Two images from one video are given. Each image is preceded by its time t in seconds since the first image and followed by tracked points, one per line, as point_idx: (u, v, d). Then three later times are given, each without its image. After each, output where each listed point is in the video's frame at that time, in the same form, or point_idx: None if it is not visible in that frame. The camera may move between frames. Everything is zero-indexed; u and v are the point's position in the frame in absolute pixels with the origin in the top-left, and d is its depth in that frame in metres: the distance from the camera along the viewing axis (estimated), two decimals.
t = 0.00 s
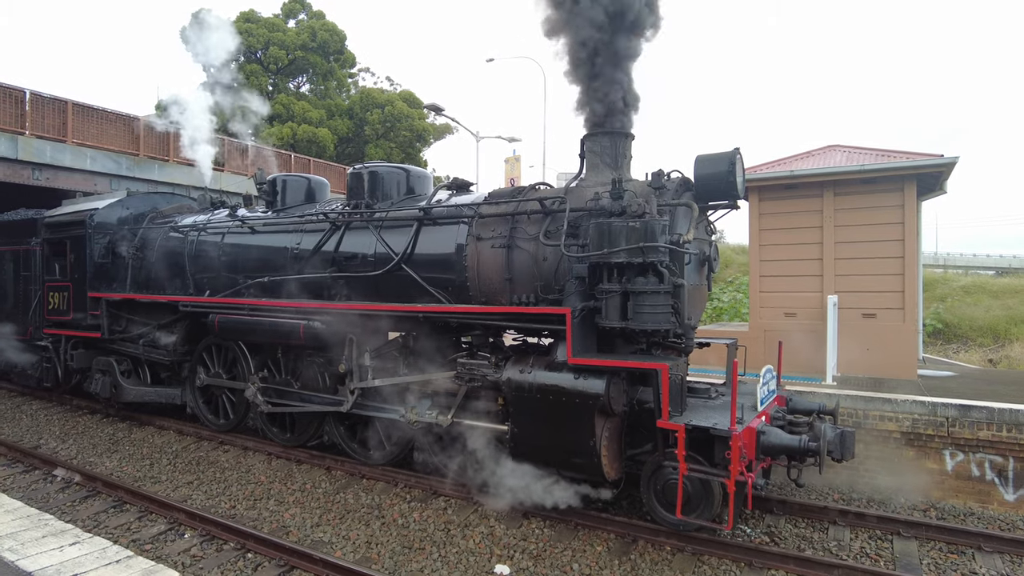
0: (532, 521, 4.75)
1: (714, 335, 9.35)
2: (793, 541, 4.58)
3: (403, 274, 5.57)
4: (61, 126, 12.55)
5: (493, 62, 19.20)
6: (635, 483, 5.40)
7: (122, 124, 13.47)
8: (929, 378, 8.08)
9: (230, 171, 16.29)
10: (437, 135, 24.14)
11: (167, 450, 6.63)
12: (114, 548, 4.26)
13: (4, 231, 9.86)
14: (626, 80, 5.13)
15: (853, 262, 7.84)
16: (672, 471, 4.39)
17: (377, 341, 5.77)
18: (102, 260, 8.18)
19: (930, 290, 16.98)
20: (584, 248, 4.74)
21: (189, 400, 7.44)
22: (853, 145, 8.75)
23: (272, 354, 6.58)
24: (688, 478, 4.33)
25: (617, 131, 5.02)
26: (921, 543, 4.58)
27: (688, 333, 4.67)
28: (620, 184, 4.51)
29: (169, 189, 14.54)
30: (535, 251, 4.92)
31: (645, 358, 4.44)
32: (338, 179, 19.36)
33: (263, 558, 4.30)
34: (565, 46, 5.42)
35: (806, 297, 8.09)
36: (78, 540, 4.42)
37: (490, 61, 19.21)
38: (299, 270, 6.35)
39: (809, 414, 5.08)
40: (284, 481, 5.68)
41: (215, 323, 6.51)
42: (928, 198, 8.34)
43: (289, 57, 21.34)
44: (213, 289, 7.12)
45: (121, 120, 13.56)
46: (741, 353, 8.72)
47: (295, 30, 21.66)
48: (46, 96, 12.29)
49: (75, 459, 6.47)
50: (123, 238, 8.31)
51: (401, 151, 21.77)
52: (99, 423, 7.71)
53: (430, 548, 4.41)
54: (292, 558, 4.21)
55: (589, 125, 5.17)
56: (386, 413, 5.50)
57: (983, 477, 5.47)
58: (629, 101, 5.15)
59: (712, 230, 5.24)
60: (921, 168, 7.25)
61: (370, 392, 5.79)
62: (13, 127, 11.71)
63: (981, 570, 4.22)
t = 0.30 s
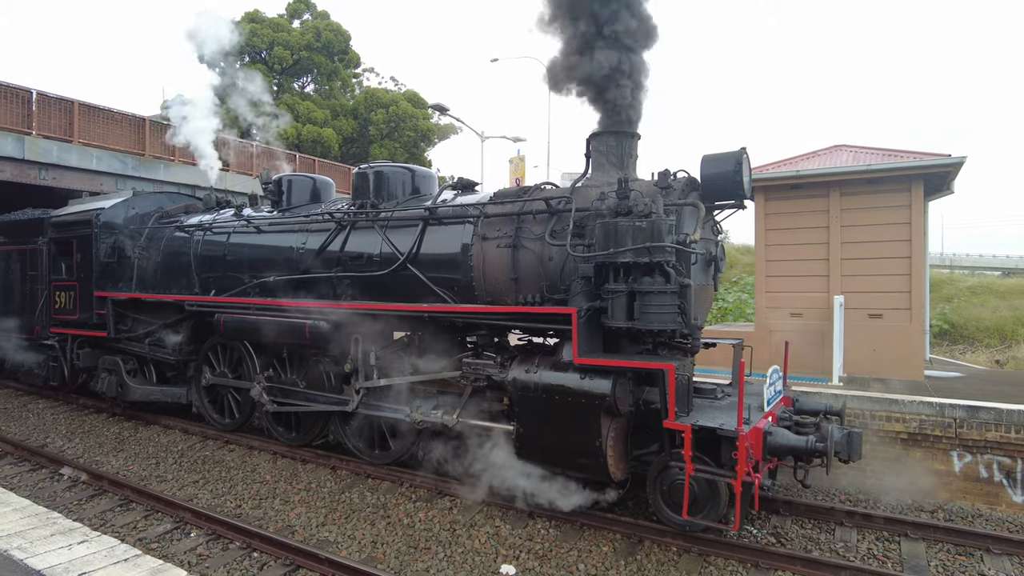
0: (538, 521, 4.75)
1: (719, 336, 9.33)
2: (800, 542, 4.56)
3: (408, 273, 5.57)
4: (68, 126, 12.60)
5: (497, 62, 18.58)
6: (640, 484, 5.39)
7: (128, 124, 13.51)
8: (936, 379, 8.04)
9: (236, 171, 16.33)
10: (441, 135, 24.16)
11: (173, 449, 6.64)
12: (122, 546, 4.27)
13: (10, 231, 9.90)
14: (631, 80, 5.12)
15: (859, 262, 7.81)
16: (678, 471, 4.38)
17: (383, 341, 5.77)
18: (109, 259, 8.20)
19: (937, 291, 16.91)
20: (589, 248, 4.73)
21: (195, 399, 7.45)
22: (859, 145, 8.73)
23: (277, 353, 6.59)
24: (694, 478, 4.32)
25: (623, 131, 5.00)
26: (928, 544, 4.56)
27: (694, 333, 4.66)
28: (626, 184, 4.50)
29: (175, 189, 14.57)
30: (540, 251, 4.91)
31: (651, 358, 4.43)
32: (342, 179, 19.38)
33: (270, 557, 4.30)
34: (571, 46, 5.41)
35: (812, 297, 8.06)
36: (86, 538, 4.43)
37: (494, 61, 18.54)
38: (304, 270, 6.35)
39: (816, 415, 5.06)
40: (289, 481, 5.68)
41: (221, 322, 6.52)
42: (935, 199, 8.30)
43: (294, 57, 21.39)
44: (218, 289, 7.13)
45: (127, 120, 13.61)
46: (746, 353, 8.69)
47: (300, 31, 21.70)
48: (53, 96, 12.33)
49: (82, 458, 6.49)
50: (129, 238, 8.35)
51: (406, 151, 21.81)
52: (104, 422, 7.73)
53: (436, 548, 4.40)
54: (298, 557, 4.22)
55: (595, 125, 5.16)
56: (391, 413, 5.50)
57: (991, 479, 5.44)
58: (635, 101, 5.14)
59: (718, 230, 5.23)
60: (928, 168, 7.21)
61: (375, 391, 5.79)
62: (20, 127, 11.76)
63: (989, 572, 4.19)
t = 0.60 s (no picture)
0: (547, 522, 4.73)
1: (729, 336, 9.28)
2: (811, 544, 4.53)
3: (417, 273, 5.57)
4: (79, 127, 12.69)
5: (503, 62, 18.96)
6: (650, 485, 5.36)
7: (138, 125, 13.59)
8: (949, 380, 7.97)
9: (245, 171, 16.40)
10: (449, 135, 24.19)
11: (182, 448, 6.67)
12: (135, 545, 4.30)
13: (22, 231, 9.98)
14: (642, 78, 5.09)
15: (870, 263, 7.75)
16: (689, 473, 4.35)
17: (392, 341, 5.77)
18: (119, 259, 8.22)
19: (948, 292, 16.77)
20: (599, 248, 4.71)
21: (204, 399, 7.48)
22: (870, 145, 8.66)
23: (286, 353, 6.61)
24: (705, 480, 4.29)
25: (633, 130, 4.97)
26: (942, 547, 4.51)
27: (705, 333, 4.63)
28: (636, 183, 4.48)
29: (184, 189, 14.64)
30: (550, 251, 4.90)
31: (661, 359, 4.41)
32: (350, 179, 19.43)
33: (280, 557, 4.31)
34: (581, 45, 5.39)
35: (823, 297, 8.01)
36: (100, 537, 4.46)
37: (501, 60, 18.91)
38: (314, 270, 6.36)
39: (827, 416, 5.02)
40: (299, 480, 5.69)
41: (231, 322, 6.54)
42: (947, 198, 8.23)
43: (302, 58, 21.46)
44: (228, 288, 7.16)
45: (137, 121, 13.69)
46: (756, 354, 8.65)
47: (308, 31, 21.78)
48: (65, 97, 12.43)
49: (93, 456, 6.53)
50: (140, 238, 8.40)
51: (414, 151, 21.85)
52: (115, 421, 7.78)
53: (446, 548, 4.40)
54: (309, 557, 4.22)
55: (606, 125, 5.14)
56: (400, 413, 5.50)
57: (1006, 481, 5.39)
58: (646, 100, 5.11)
59: (729, 230, 5.19)
60: (941, 167, 7.14)
61: (384, 391, 5.79)
62: (32, 128, 11.87)
63: None
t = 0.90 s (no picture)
0: (557, 523, 4.72)
1: (740, 336, 9.24)
2: (823, 546, 4.49)
3: (427, 274, 5.58)
4: (92, 129, 12.82)
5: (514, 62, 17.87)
6: (661, 487, 5.34)
7: (150, 127, 13.70)
8: (963, 381, 7.88)
9: (256, 172, 16.51)
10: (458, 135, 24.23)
11: (194, 448, 6.72)
12: (148, 545, 4.34)
13: (37, 232, 10.09)
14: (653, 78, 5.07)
15: (883, 263, 7.68)
16: (700, 474, 4.33)
17: (402, 342, 5.78)
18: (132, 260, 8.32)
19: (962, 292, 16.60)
20: (610, 249, 4.70)
21: (216, 399, 7.52)
22: (883, 144, 8.59)
23: (297, 353, 6.64)
24: (716, 482, 4.27)
25: (644, 130, 4.95)
26: (957, 551, 4.46)
27: (716, 334, 4.60)
28: (647, 184, 4.47)
29: (196, 190, 14.75)
30: (560, 251, 4.89)
31: (672, 361, 4.39)
32: (360, 179, 19.50)
33: (291, 556, 4.33)
34: (591, 46, 5.38)
35: (835, 298, 7.95)
36: (114, 536, 4.50)
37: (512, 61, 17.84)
38: (324, 270, 6.39)
39: (840, 418, 4.98)
40: (310, 480, 5.72)
41: (243, 322, 6.58)
42: (962, 198, 8.14)
43: (312, 59, 21.57)
44: (240, 289, 7.20)
45: (149, 123, 13.81)
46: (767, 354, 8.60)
47: (318, 33, 21.87)
48: (78, 99, 12.53)
49: (107, 455, 6.60)
50: (152, 239, 8.48)
51: (423, 152, 21.94)
52: (128, 420, 7.85)
53: (456, 549, 4.40)
54: (320, 557, 4.24)
55: (616, 125, 5.12)
56: (410, 413, 5.52)
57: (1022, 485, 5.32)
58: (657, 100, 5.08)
59: (741, 230, 5.16)
60: (957, 166, 7.05)
61: (394, 391, 5.80)
62: (46, 130, 12.01)
63: None
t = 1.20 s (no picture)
0: (568, 523, 4.71)
1: (752, 336, 9.18)
2: (837, 548, 4.45)
3: (438, 274, 5.59)
4: (107, 131, 12.96)
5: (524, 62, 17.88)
6: (672, 487, 5.32)
7: (163, 129, 13.83)
8: (980, 382, 7.77)
9: (268, 173, 16.63)
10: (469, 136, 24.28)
11: (207, 447, 6.77)
12: (161, 542, 4.37)
13: (54, 233, 10.23)
14: (663, 76, 5.05)
15: (897, 262, 7.60)
16: (712, 475, 4.31)
17: (413, 341, 5.79)
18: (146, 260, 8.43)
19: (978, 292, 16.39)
20: (620, 248, 4.68)
21: (228, 398, 7.58)
22: (897, 143, 8.50)
23: (309, 352, 6.67)
24: (728, 482, 4.24)
25: (654, 129, 4.93)
26: (973, 553, 4.40)
27: (728, 334, 4.57)
28: (658, 182, 4.44)
29: (208, 191, 14.87)
30: (570, 251, 4.88)
31: (684, 360, 4.37)
32: (371, 180, 19.58)
33: (302, 555, 4.34)
34: (602, 45, 5.36)
35: (848, 297, 7.88)
36: (127, 533, 4.54)
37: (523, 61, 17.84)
38: (336, 270, 6.41)
39: (853, 418, 4.92)
40: (321, 479, 5.74)
41: (255, 322, 6.62)
42: (977, 196, 8.03)
43: (324, 60, 21.69)
44: (252, 289, 7.25)
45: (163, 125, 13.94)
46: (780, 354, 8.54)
47: (329, 34, 21.99)
48: (94, 102, 12.66)
49: (121, 454, 6.66)
50: (166, 239, 8.56)
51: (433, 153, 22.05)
52: (142, 419, 7.93)
53: (467, 548, 4.40)
54: (331, 555, 4.26)
55: (627, 124, 5.10)
56: (421, 413, 5.52)
57: None
58: (668, 98, 5.06)
59: (753, 229, 5.13)
60: (972, 164, 6.96)
61: (405, 391, 5.81)
62: (62, 132, 12.16)
63: None
